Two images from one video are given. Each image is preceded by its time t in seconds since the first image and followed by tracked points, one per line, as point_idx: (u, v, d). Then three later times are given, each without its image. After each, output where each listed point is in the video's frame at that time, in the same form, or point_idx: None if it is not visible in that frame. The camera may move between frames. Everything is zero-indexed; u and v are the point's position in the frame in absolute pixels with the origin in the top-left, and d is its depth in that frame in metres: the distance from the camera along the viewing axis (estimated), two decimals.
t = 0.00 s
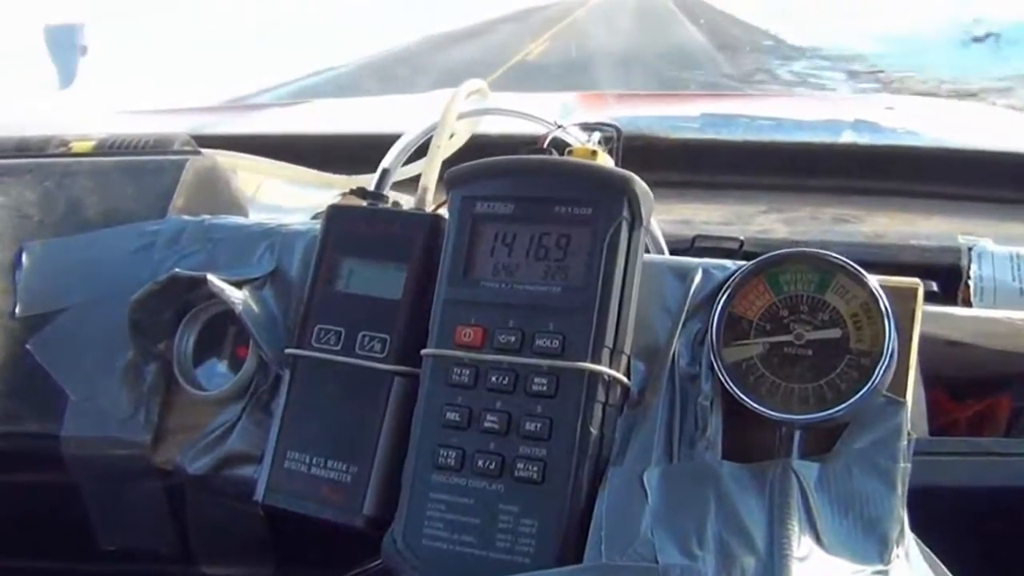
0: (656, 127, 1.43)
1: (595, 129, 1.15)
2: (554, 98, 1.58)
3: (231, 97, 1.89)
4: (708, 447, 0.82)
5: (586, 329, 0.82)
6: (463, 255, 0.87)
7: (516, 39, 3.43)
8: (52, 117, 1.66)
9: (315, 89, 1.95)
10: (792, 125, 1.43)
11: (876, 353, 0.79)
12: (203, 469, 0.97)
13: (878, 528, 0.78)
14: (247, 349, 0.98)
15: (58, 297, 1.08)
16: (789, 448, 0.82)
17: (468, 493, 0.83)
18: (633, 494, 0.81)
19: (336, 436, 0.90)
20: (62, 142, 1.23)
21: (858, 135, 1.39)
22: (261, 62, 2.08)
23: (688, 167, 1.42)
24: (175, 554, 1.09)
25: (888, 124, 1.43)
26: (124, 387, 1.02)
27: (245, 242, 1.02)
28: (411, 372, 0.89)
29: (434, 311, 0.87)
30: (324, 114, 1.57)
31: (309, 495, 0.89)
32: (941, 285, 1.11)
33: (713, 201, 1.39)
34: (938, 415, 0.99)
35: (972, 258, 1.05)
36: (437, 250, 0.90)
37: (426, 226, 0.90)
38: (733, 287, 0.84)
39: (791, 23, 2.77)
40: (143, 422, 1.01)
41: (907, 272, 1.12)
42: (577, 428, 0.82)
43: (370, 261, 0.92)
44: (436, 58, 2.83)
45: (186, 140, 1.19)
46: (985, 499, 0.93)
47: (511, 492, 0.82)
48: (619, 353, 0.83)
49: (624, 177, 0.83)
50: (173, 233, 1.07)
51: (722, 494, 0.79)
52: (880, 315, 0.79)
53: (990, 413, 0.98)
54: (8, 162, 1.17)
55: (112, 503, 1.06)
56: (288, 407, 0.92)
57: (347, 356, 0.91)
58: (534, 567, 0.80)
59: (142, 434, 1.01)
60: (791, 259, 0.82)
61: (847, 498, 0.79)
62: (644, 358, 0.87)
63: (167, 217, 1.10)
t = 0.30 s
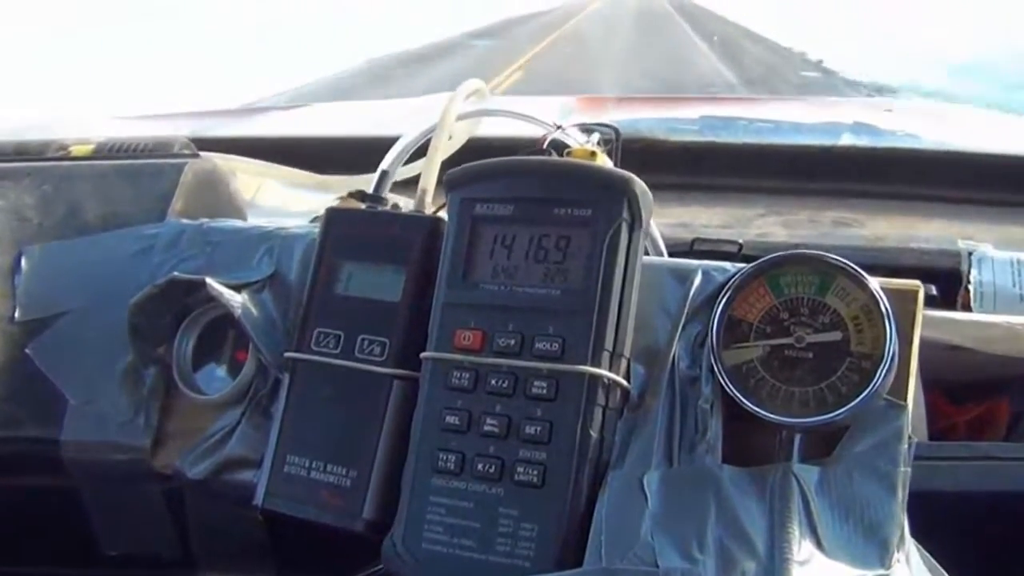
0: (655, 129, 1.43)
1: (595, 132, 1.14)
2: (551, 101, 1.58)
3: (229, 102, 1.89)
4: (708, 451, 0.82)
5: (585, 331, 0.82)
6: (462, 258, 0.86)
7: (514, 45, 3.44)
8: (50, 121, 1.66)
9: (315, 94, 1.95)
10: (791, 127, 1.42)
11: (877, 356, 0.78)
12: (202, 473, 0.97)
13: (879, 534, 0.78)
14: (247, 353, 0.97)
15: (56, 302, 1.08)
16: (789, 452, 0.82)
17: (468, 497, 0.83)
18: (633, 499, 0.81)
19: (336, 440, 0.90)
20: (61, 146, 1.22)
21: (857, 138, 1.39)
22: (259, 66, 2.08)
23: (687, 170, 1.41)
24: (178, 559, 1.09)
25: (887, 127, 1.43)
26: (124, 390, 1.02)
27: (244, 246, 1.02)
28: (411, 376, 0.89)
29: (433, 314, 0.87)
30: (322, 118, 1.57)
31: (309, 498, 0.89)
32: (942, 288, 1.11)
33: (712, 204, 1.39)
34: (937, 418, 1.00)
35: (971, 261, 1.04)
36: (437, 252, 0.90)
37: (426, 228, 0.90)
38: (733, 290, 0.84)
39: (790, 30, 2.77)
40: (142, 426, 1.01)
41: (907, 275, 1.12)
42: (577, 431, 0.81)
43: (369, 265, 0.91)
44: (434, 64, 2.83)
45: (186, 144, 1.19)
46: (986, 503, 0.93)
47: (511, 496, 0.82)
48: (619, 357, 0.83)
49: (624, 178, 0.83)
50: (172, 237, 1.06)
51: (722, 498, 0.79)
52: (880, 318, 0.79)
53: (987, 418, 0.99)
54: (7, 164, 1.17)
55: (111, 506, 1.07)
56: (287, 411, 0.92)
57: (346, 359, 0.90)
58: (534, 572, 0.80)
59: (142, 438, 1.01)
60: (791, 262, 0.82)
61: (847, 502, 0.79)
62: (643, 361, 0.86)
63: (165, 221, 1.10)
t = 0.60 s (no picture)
0: (655, 133, 1.43)
1: (594, 136, 1.14)
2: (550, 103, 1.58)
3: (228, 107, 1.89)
4: (708, 454, 0.82)
5: (585, 334, 0.82)
6: (462, 261, 0.86)
7: (513, 51, 3.44)
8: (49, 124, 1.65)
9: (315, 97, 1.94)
10: (789, 129, 1.42)
11: (878, 357, 0.78)
12: (201, 478, 0.97)
13: (880, 536, 0.78)
14: (246, 356, 0.97)
15: (56, 305, 1.08)
16: (789, 454, 0.82)
17: (468, 500, 0.83)
18: (633, 502, 0.81)
19: (335, 443, 0.90)
20: (60, 151, 1.22)
21: (857, 139, 1.39)
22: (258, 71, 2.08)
23: (688, 172, 1.41)
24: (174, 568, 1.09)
25: (887, 128, 1.42)
26: (125, 395, 1.02)
27: (244, 249, 1.02)
28: (411, 379, 0.89)
29: (434, 316, 0.87)
30: (321, 121, 1.57)
31: (308, 503, 0.89)
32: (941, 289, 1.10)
33: (711, 207, 1.39)
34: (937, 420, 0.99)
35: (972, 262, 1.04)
36: (438, 252, 0.90)
37: (426, 229, 0.90)
38: (733, 292, 0.84)
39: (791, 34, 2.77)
40: (141, 430, 1.01)
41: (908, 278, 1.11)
42: (577, 434, 0.81)
43: (369, 268, 0.91)
44: (432, 71, 2.83)
45: (184, 149, 1.20)
46: (986, 507, 0.93)
47: (511, 499, 0.82)
48: (619, 359, 0.83)
49: (625, 179, 0.83)
50: (172, 240, 1.06)
51: (722, 501, 0.78)
52: (882, 320, 0.79)
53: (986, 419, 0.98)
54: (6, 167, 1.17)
55: (109, 511, 1.07)
56: (288, 413, 0.92)
57: (346, 362, 0.90)
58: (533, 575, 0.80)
59: (139, 442, 1.01)
60: (792, 264, 0.82)
61: (847, 505, 0.79)
62: (644, 363, 0.87)
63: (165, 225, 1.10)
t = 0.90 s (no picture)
0: (652, 134, 1.43)
1: (594, 136, 1.14)
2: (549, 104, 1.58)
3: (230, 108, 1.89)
4: (708, 455, 0.82)
5: (585, 335, 0.82)
6: (461, 262, 0.86)
7: (515, 51, 3.44)
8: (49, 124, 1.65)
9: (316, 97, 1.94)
10: (788, 129, 1.43)
11: (879, 359, 0.78)
12: (200, 479, 0.97)
13: (880, 538, 0.77)
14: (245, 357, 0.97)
15: (57, 308, 1.08)
16: (789, 456, 0.81)
17: (467, 502, 0.82)
18: (633, 502, 0.80)
19: (334, 444, 0.89)
20: (61, 152, 1.22)
21: (857, 139, 1.38)
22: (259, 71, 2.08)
23: (687, 173, 1.41)
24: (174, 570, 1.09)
25: (888, 129, 1.42)
26: (124, 396, 1.02)
27: (244, 250, 1.01)
28: (411, 380, 0.89)
29: (433, 318, 0.87)
30: (322, 122, 1.57)
31: (308, 504, 0.89)
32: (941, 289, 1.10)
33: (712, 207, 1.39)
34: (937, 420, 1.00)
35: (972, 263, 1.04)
36: (437, 254, 0.90)
37: (426, 229, 0.90)
38: (733, 293, 0.84)
39: (792, 37, 2.76)
40: (140, 431, 1.01)
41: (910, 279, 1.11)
42: (577, 436, 0.81)
43: (368, 269, 0.91)
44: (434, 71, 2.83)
45: (185, 150, 1.20)
46: (985, 504, 0.92)
47: (511, 501, 0.81)
48: (619, 360, 0.83)
49: (625, 181, 0.83)
50: (172, 241, 1.06)
51: (722, 503, 0.78)
52: (882, 320, 0.79)
53: (985, 420, 0.99)
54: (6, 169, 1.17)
55: (108, 512, 1.07)
56: (287, 414, 0.91)
57: (345, 364, 0.90)
58: None
59: (139, 443, 1.00)
60: (791, 264, 0.82)
61: (848, 506, 0.78)
62: (644, 365, 0.87)
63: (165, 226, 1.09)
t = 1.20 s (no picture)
0: (652, 132, 1.43)
1: (593, 134, 1.14)
2: (548, 100, 1.58)
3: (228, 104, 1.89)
4: (708, 454, 0.82)
5: (585, 335, 0.82)
6: (460, 262, 0.86)
7: (514, 47, 3.43)
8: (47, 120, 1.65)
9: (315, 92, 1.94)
10: (791, 127, 1.43)
11: (880, 359, 0.78)
12: (200, 477, 0.97)
13: (881, 536, 0.77)
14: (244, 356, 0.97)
15: (56, 306, 1.08)
16: (790, 456, 0.81)
17: (467, 501, 0.82)
18: (633, 500, 0.80)
19: (332, 442, 0.89)
20: (59, 150, 1.22)
21: (858, 136, 1.38)
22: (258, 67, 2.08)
23: (687, 170, 1.41)
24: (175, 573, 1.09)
25: (889, 127, 1.42)
26: (123, 392, 1.02)
27: (244, 248, 1.01)
28: (412, 379, 0.89)
29: (433, 318, 0.87)
30: (320, 119, 1.56)
31: (307, 502, 0.89)
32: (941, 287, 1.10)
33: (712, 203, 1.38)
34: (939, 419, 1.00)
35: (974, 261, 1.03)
36: (438, 254, 0.90)
37: (425, 229, 0.90)
38: (733, 293, 0.83)
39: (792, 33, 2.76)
40: (139, 429, 1.00)
41: (910, 278, 1.11)
42: (577, 436, 0.81)
43: (366, 268, 0.91)
44: (433, 67, 2.83)
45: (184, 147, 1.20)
46: (985, 502, 0.92)
47: (510, 500, 0.81)
48: (619, 360, 0.83)
49: (624, 180, 0.82)
50: (172, 239, 1.06)
51: (722, 500, 0.78)
52: (884, 320, 0.79)
53: (986, 419, 0.99)
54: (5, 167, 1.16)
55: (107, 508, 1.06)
56: (286, 413, 0.91)
57: (344, 363, 0.90)
58: None
59: (139, 440, 1.00)
60: (791, 264, 0.82)
61: (849, 505, 0.78)
62: (644, 365, 0.86)
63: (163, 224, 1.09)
